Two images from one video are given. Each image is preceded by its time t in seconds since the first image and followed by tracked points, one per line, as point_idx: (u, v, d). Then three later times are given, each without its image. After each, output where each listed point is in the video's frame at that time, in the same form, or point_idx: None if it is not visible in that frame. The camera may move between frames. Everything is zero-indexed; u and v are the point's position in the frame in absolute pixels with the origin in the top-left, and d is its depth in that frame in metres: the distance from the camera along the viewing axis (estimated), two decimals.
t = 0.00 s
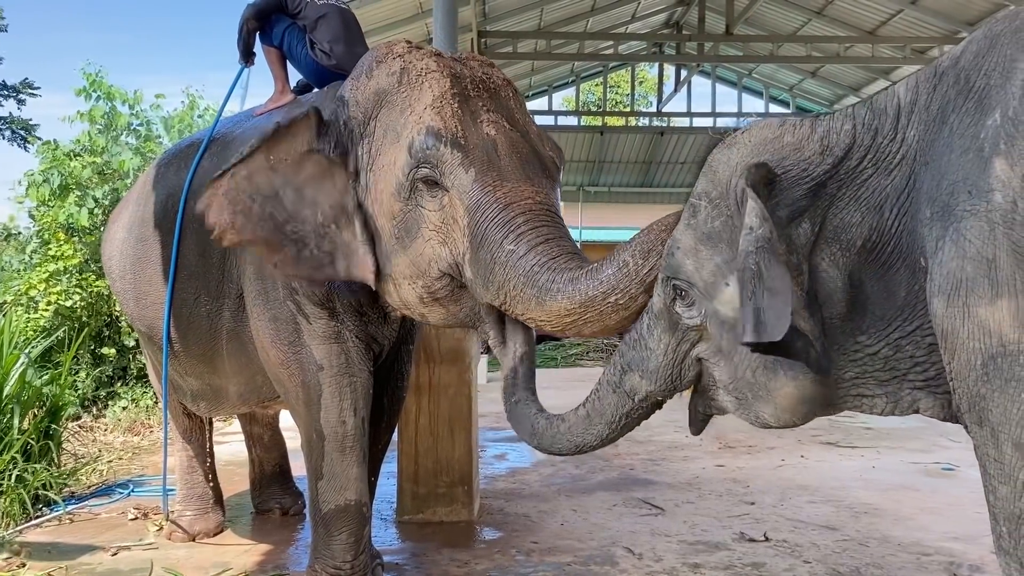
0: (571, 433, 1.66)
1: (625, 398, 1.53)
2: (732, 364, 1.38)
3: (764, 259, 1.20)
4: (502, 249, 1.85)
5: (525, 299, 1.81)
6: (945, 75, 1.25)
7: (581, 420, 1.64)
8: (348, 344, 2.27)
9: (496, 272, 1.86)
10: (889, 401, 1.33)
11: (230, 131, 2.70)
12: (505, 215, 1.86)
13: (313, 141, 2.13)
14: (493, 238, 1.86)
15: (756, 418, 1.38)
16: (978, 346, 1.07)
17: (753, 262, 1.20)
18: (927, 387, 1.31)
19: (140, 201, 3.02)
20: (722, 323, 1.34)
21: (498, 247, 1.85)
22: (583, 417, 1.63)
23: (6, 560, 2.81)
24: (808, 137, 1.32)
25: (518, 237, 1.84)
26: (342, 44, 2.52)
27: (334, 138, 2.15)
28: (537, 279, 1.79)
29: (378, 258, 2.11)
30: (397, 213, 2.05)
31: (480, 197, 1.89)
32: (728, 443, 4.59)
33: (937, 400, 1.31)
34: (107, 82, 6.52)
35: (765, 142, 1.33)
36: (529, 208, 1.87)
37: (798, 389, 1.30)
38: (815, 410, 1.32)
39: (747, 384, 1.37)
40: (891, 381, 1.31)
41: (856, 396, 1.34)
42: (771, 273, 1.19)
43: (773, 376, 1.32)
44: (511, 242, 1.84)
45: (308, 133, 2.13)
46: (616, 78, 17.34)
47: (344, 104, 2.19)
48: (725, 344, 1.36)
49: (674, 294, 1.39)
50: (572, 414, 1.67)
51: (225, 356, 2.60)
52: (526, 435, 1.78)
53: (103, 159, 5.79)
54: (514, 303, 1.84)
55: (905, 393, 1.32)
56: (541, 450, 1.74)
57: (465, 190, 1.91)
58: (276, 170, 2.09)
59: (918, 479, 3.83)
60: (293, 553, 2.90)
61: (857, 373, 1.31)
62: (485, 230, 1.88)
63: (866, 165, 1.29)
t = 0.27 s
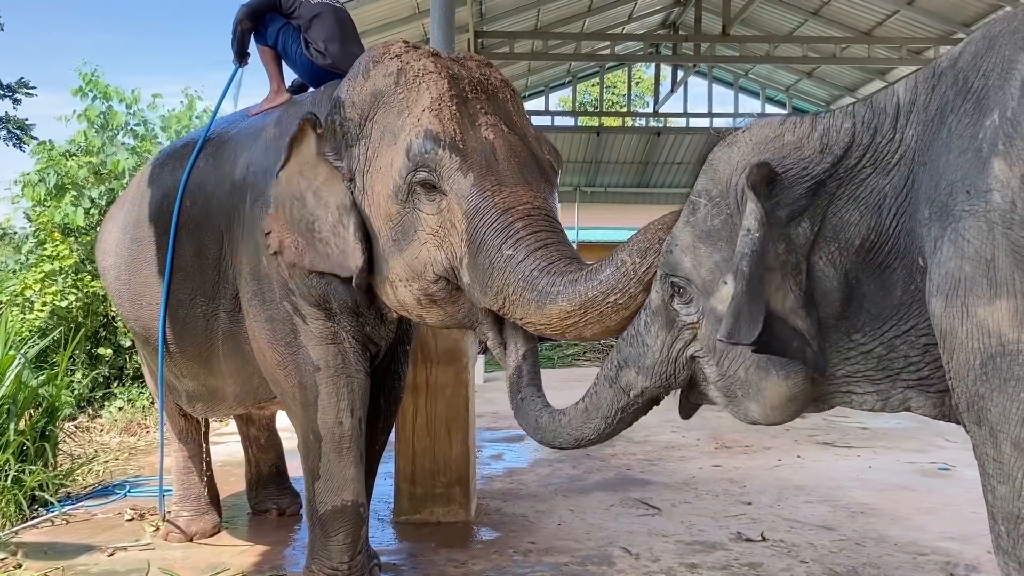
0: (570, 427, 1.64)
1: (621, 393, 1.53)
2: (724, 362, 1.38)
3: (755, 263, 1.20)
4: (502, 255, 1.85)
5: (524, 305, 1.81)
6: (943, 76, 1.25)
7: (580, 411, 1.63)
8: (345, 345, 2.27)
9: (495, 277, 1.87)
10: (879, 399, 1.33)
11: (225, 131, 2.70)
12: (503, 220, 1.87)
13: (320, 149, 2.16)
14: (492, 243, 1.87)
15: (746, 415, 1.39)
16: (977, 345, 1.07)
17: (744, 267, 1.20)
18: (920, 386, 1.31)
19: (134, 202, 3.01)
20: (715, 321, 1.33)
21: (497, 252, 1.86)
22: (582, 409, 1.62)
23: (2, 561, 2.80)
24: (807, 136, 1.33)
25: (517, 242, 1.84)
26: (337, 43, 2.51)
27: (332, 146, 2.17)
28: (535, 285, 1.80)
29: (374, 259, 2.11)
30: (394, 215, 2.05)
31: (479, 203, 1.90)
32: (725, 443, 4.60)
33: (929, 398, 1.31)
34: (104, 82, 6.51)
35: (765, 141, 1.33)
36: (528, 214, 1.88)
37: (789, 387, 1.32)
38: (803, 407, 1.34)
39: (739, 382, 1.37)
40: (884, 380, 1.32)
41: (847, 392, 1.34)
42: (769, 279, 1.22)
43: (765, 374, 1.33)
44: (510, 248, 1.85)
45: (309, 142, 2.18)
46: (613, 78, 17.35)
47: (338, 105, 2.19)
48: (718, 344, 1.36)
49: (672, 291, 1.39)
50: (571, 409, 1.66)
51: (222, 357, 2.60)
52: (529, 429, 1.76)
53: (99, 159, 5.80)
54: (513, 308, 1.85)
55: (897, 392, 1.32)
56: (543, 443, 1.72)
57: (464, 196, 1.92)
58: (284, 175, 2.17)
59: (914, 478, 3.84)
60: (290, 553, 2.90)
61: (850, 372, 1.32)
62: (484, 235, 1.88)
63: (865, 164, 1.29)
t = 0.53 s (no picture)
0: (575, 425, 1.64)
1: (621, 389, 1.53)
2: (723, 360, 1.35)
3: (765, 258, 1.21)
4: (499, 258, 1.85)
5: (522, 308, 1.81)
6: (940, 76, 1.25)
7: (581, 409, 1.63)
8: (341, 345, 2.27)
9: (492, 281, 1.87)
10: (877, 395, 1.33)
11: (221, 130, 2.69)
12: (501, 224, 1.87)
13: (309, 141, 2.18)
14: (490, 247, 1.87)
15: (748, 415, 1.36)
16: (972, 346, 1.07)
17: (756, 260, 1.22)
18: (917, 383, 1.31)
19: (129, 202, 3.01)
20: (715, 319, 1.32)
21: (494, 256, 1.86)
22: (583, 407, 1.62)
23: None
24: (805, 133, 1.33)
25: (515, 246, 1.85)
26: (333, 42, 2.51)
27: (328, 138, 2.18)
28: (532, 289, 1.79)
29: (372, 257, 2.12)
30: (391, 214, 2.05)
31: (477, 206, 1.90)
32: (721, 443, 4.60)
33: (926, 395, 1.31)
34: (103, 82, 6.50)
35: (763, 139, 1.33)
36: (526, 217, 1.88)
37: (788, 385, 1.28)
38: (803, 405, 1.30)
39: (737, 381, 1.34)
40: (881, 377, 1.32)
41: (845, 388, 1.34)
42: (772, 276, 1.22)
43: (764, 372, 1.29)
44: (508, 251, 1.85)
45: (302, 135, 2.18)
46: (610, 78, 17.35)
47: (338, 103, 2.20)
48: (717, 339, 1.34)
49: (670, 287, 1.39)
50: (574, 406, 1.66)
51: (217, 357, 2.59)
52: (533, 432, 1.75)
53: (96, 159, 5.79)
54: (509, 311, 1.85)
55: (894, 388, 1.32)
56: (549, 445, 1.71)
57: (462, 199, 1.92)
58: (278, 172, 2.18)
59: (911, 478, 3.84)
60: (287, 554, 2.89)
61: (848, 369, 1.32)
62: (481, 239, 1.88)
63: (862, 163, 1.29)
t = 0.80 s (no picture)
0: (574, 421, 1.65)
1: (619, 386, 1.53)
2: (720, 359, 1.37)
3: (764, 261, 1.20)
4: (497, 260, 1.85)
5: (519, 310, 1.82)
6: (934, 76, 1.25)
7: (581, 405, 1.63)
8: (337, 345, 2.27)
9: (489, 283, 1.87)
10: (871, 392, 1.33)
11: (215, 130, 2.69)
12: (499, 226, 1.87)
13: (301, 137, 2.14)
14: (487, 250, 1.87)
15: (746, 418, 1.38)
16: (966, 345, 1.08)
17: (754, 265, 1.21)
18: (913, 380, 1.30)
19: (124, 202, 3.00)
20: (708, 318, 1.34)
21: (491, 258, 1.86)
22: (583, 403, 1.62)
23: None
24: (800, 133, 1.33)
25: (512, 248, 1.85)
26: (327, 41, 2.51)
27: (324, 133, 2.15)
28: (530, 291, 1.79)
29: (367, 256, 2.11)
30: (387, 214, 2.04)
31: (474, 208, 1.90)
32: (718, 443, 4.60)
33: (920, 392, 1.31)
34: (102, 81, 6.49)
35: (758, 138, 1.34)
36: (523, 220, 1.88)
37: (784, 384, 1.32)
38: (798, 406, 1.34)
39: (735, 381, 1.37)
40: (876, 375, 1.32)
41: (839, 386, 1.34)
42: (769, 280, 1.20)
43: (758, 372, 1.33)
44: (505, 254, 1.85)
45: (296, 129, 2.15)
46: (607, 78, 17.35)
47: (337, 98, 2.18)
48: (713, 339, 1.36)
49: (665, 286, 1.40)
50: (573, 402, 1.66)
51: (213, 358, 2.59)
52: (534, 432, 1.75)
53: (93, 158, 5.77)
54: (505, 312, 1.85)
55: (889, 386, 1.32)
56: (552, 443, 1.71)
57: (460, 200, 1.92)
58: (267, 167, 2.12)
59: (907, 478, 3.85)
60: (283, 554, 2.89)
61: (843, 367, 1.32)
62: (478, 241, 1.89)
63: (856, 162, 1.30)
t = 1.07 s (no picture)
0: (580, 417, 1.65)
1: (620, 383, 1.54)
2: (711, 357, 1.36)
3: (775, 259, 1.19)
4: (498, 264, 1.86)
5: (521, 313, 1.82)
6: (929, 78, 1.25)
7: (587, 401, 1.63)
8: (333, 346, 2.26)
9: (489, 286, 1.87)
10: (861, 392, 1.34)
11: (210, 130, 2.69)
12: (500, 229, 1.87)
13: (302, 134, 2.13)
14: (489, 254, 1.87)
15: (732, 413, 1.37)
16: (960, 347, 1.08)
17: (762, 261, 1.19)
18: (902, 381, 1.32)
19: (119, 202, 3.00)
20: (704, 319, 1.34)
21: (492, 262, 1.87)
22: (589, 399, 1.62)
23: None
24: (795, 134, 1.33)
25: (513, 252, 1.85)
26: (321, 41, 2.50)
27: (326, 133, 2.15)
28: (532, 293, 1.80)
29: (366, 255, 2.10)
30: (387, 215, 2.04)
31: (474, 211, 1.90)
32: (715, 443, 4.61)
33: (910, 392, 1.32)
34: (102, 81, 6.49)
35: (753, 141, 1.33)
36: (524, 224, 1.88)
37: (774, 385, 1.30)
38: (787, 406, 1.32)
39: (725, 379, 1.35)
40: (866, 376, 1.33)
41: (831, 388, 1.34)
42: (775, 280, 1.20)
43: (750, 371, 1.30)
44: (506, 257, 1.85)
45: (297, 127, 2.14)
46: (604, 79, 17.35)
47: (337, 97, 2.18)
48: (709, 337, 1.35)
49: (662, 286, 1.40)
50: (578, 399, 1.66)
51: (208, 360, 2.59)
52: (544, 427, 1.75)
53: (92, 158, 5.76)
54: (505, 313, 1.86)
55: (879, 386, 1.33)
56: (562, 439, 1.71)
57: (460, 203, 1.92)
58: (264, 164, 2.11)
59: (905, 478, 3.86)
60: (281, 555, 2.88)
61: (834, 368, 1.33)
62: (478, 243, 1.89)
63: (851, 164, 1.30)
